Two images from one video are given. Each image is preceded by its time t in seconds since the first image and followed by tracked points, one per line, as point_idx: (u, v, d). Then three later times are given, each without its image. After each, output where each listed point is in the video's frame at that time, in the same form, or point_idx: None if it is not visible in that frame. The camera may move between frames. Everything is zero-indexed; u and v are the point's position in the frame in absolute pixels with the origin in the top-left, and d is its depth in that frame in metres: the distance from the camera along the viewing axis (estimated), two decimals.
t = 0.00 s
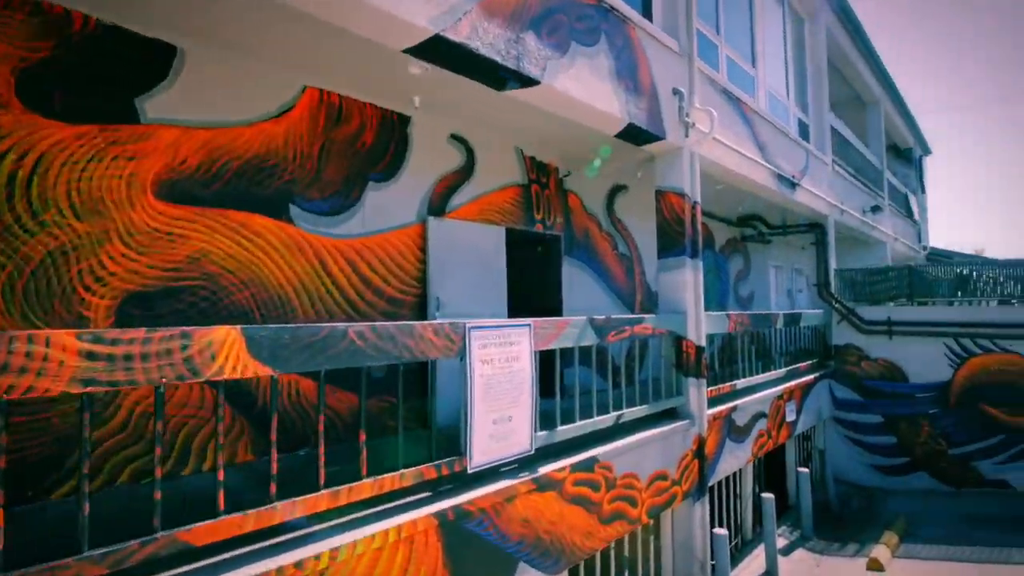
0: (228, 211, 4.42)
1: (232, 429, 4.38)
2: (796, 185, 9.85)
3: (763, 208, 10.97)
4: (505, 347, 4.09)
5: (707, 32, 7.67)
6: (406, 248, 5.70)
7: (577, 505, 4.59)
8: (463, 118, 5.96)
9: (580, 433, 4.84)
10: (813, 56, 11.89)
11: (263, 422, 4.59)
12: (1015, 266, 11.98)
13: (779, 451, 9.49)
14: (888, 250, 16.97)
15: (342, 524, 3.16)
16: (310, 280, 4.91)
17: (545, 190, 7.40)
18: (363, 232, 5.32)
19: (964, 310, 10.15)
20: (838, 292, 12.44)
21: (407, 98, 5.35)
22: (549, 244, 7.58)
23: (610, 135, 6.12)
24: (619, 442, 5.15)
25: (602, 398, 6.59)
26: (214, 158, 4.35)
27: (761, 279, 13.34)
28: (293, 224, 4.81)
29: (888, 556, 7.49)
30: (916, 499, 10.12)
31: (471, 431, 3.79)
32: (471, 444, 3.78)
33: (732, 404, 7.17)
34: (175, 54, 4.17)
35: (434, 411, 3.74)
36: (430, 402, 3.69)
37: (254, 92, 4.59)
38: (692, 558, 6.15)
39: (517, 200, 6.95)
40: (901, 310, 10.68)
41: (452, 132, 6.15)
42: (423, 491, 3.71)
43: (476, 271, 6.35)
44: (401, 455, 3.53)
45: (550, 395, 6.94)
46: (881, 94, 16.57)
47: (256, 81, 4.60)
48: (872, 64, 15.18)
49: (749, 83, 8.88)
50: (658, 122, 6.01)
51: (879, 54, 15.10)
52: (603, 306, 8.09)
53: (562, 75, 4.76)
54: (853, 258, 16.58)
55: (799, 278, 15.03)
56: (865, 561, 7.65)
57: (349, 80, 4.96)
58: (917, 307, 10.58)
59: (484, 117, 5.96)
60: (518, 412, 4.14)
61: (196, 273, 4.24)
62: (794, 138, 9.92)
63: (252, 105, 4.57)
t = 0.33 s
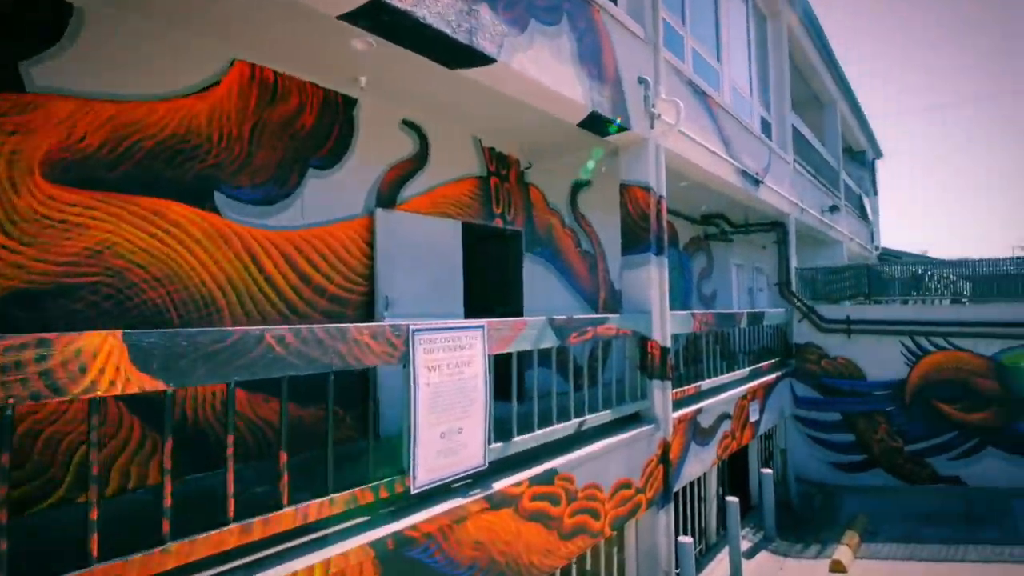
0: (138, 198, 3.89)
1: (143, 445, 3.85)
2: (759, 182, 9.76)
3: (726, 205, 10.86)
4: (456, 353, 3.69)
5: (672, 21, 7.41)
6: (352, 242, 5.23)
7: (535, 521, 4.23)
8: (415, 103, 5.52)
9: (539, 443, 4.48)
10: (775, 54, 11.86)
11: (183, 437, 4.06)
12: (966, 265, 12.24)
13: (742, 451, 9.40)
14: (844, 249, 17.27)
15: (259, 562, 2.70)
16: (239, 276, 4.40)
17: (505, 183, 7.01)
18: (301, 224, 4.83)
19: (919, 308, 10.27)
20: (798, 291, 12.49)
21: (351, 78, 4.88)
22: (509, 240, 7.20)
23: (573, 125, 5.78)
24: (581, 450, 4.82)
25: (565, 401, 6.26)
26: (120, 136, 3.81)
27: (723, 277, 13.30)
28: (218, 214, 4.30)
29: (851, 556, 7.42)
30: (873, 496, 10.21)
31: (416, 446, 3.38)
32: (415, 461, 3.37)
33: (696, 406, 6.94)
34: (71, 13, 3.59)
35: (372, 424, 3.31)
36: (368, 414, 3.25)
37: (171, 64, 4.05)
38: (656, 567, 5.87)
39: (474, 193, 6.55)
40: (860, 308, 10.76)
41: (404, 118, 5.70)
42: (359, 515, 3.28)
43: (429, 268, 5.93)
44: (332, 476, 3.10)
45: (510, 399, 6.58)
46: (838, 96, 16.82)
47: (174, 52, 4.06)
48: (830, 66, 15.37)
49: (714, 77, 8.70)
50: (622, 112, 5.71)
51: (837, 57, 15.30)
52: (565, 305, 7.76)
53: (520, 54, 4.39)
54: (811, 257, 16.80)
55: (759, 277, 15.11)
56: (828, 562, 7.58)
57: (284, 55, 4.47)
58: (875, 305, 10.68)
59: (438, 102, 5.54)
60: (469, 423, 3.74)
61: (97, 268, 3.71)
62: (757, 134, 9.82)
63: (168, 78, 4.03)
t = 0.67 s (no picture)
0: (20, 179, 3.35)
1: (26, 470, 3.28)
2: (722, 179, 9.64)
3: (689, 203, 10.71)
4: (396, 359, 3.26)
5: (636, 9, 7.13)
6: (287, 235, 4.73)
7: (487, 542, 3.85)
8: (359, 83, 5.04)
9: (492, 456, 4.09)
10: (737, 52, 11.80)
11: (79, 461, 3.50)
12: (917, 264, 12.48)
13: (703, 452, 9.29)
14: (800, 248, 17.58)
15: None
16: (149, 272, 3.86)
17: (461, 174, 6.58)
18: (225, 214, 4.29)
19: (875, 306, 10.38)
20: (758, 289, 12.55)
21: (285, 51, 4.37)
22: (465, 235, 6.78)
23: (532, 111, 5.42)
24: (538, 462, 4.47)
25: (524, 406, 5.92)
26: None
27: (685, 276, 13.22)
28: (123, 200, 3.76)
29: (811, 557, 7.33)
30: (831, 493, 10.28)
31: (347, 466, 2.94)
32: (346, 485, 2.94)
33: (659, 408, 6.69)
34: None
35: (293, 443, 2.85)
36: (288, 432, 2.80)
37: (63, 24, 3.49)
38: None
39: (427, 184, 6.10)
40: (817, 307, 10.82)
41: (348, 100, 5.22)
42: (279, 550, 2.83)
43: (376, 265, 5.46)
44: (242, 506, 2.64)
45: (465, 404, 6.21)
46: (795, 97, 17.04)
47: (68, 11, 3.50)
48: (788, 67, 15.53)
49: (677, 69, 8.47)
50: (584, 99, 5.38)
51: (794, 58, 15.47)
52: (524, 304, 7.41)
53: (472, 29, 3.99)
54: (770, 255, 17.01)
55: (720, 275, 15.21)
56: (789, 564, 7.47)
57: (204, 20, 3.94)
58: (833, 303, 10.81)
59: (386, 83, 5.08)
60: (412, 437, 3.33)
61: None
62: (720, 130, 9.68)
63: (59, 41, 3.48)
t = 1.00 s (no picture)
0: None
1: None
2: (681, 176, 9.50)
3: (649, 199, 10.54)
4: (319, 367, 2.81)
5: None
6: (206, 225, 4.18)
7: (429, 569, 3.43)
8: (292, 56, 4.53)
9: (436, 472, 3.68)
10: (696, 49, 11.73)
11: None
12: (868, 264, 12.72)
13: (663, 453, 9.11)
14: (755, 248, 17.83)
15: None
16: (26, 265, 3.29)
17: (410, 163, 6.12)
18: (127, 199, 3.72)
19: (829, 304, 10.47)
20: (716, 287, 12.55)
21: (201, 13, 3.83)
22: (415, 228, 6.32)
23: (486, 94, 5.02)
24: (489, 475, 4.08)
25: (477, 410, 5.53)
26: None
27: (644, 274, 13.09)
28: None
29: (770, 559, 7.21)
30: (786, 490, 10.30)
31: (256, 494, 2.48)
32: (253, 517, 2.48)
33: (619, 411, 6.42)
34: None
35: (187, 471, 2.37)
36: (178, 460, 2.32)
37: None
38: None
39: (372, 172, 5.61)
40: (774, 305, 10.88)
41: (280, 76, 4.70)
42: None
43: (312, 260, 4.95)
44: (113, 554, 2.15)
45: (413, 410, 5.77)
46: (751, 98, 17.25)
47: None
48: (745, 67, 15.67)
49: (638, 61, 8.24)
50: (541, 82, 5.03)
51: (751, 59, 15.63)
52: (479, 303, 7.01)
53: None
54: (726, 255, 17.17)
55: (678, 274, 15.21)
56: (748, 567, 7.35)
57: None
58: (788, 301, 10.86)
59: (322, 58, 4.59)
60: (339, 457, 2.89)
61: None
62: (680, 126, 9.52)
63: None
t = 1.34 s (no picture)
0: None
1: None
2: (644, 171, 9.25)
3: (612, 195, 10.28)
4: (221, 382, 2.34)
5: None
6: (106, 212, 3.60)
7: None
8: (212, 21, 3.98)
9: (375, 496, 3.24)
10: (660, 44, 11.55)
11: None
12: (826, 263, 12.85)
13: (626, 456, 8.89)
14: (715, 247, 17.90)
15: None
16: None
17: (356, 149, 5.60)
18: None
19: (789, 303, 10.47)
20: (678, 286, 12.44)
21: None
22: (362, 222, 5.82)
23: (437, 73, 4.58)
24: (438, 495, 3.66)
25: (429, 419, 5.10)
26: None
27: (607, 272, 12.87)
28: None
29: (733, 565, 7.04)
30: (747, 490, 10.25)
31: (132, 543, 2.01)
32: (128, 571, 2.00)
33: (580, 417, 6.08)
34: None
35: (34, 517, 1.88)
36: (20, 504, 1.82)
37: None
38: None
39: (311, 158, 5.08)
40: (736, 304, 10.84)
41: (200, 46, 4.14)
42: None
43: (239, 255, 4.41)
44: None
45: (358, 420, 5.29)
46: (712, 97, 17.29)
47: None
48: (706, 66, 15.65)
49: (601, 51, 7.93)
50: (497, 62, 4.63)
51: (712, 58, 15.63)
52: (434, 303, 6.56)
53: None
54: (687, 254, 17.18)
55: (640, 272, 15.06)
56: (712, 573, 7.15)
57: None
58: (750, 300, 10.83)
59: (248, 25, 4.05)
60: (248, 488, 2.43)
61: None
62: (643, 120, 9.29)
63: None
